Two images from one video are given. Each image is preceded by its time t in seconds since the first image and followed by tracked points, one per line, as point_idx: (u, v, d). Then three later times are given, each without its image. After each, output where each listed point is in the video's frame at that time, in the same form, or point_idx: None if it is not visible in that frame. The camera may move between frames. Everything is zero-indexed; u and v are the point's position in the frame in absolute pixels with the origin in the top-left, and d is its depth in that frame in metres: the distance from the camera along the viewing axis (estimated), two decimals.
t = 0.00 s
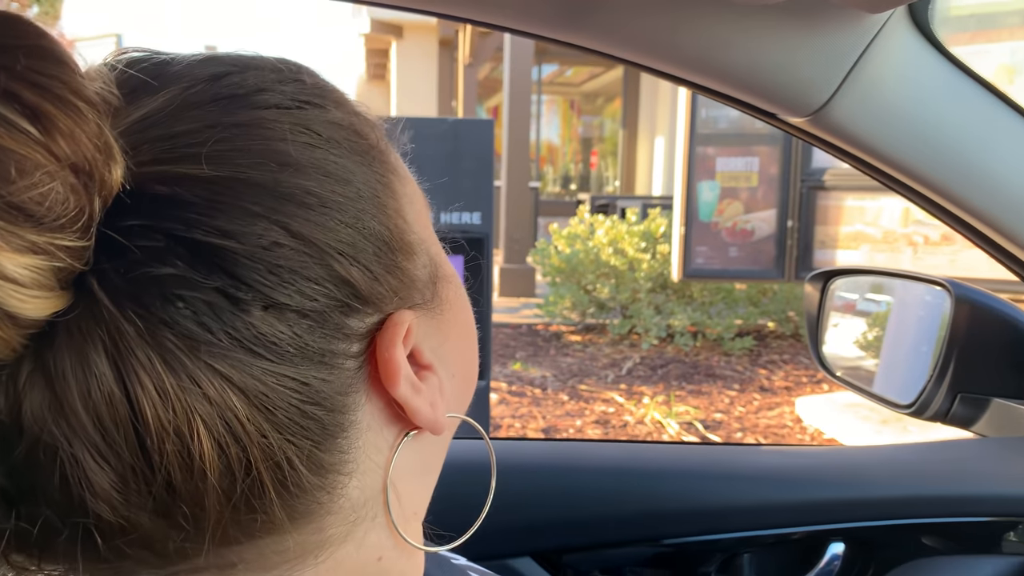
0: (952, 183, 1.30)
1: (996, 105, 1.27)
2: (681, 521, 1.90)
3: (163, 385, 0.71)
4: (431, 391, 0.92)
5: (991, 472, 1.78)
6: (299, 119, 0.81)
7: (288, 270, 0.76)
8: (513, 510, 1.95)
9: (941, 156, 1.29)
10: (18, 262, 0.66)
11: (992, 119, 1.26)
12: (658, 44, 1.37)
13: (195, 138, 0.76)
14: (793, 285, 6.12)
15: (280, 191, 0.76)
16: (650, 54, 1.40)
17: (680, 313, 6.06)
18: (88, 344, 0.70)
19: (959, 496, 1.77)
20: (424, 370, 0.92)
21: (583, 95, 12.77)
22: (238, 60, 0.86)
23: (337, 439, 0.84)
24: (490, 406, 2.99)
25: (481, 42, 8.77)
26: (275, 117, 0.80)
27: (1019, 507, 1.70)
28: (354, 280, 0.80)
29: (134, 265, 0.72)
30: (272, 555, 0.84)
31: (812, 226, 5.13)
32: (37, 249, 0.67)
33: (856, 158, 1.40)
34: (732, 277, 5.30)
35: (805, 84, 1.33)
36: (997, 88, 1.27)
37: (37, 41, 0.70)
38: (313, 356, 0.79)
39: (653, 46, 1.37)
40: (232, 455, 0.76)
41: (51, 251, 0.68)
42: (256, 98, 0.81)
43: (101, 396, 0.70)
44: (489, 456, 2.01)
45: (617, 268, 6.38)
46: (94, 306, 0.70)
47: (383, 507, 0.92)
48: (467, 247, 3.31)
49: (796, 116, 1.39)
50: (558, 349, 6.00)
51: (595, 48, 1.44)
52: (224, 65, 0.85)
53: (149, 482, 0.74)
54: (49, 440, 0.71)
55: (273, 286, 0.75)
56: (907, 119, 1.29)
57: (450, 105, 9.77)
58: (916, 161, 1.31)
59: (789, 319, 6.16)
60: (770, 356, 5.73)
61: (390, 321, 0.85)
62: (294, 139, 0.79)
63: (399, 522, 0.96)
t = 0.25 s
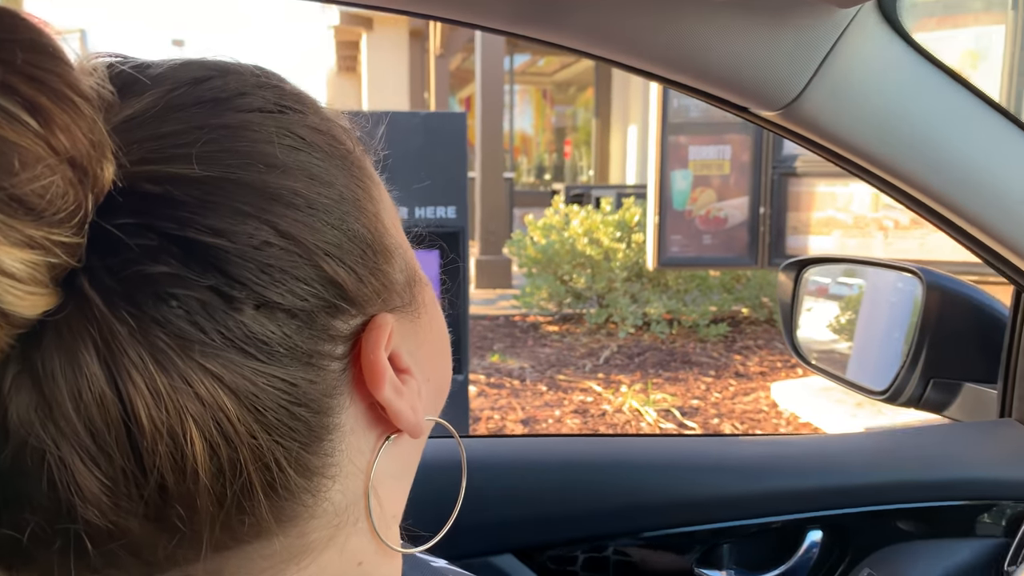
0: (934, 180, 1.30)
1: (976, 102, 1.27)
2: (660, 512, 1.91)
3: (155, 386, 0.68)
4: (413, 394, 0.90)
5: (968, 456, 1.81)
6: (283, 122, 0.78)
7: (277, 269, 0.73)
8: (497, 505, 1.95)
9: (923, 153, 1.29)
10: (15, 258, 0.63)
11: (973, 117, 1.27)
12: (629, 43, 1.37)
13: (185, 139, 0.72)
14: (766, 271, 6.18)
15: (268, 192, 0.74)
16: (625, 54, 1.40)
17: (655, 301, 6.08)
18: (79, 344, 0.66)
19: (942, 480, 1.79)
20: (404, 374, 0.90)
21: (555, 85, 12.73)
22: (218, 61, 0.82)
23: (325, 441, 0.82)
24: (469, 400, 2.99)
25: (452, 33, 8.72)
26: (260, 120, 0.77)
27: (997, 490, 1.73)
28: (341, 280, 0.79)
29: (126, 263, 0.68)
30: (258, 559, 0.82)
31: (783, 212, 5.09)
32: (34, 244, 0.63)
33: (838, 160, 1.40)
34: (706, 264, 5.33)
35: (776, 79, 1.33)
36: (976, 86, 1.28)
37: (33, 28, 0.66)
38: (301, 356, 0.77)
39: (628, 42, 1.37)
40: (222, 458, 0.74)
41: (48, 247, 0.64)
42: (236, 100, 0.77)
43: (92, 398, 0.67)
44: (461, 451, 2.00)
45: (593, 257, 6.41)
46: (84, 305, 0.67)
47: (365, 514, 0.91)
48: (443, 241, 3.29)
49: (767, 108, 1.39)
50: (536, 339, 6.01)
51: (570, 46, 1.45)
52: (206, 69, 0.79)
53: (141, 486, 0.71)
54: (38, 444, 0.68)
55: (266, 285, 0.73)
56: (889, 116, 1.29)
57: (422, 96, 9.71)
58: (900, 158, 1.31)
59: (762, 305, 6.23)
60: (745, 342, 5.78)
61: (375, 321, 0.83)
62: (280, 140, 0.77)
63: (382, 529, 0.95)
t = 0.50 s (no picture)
0: (920, 173, 1.32)
1: (963, 97, 1.28)
2: (648, 500, 1.92)
3: (151, 386, 0.67)
4: (405, 391, 0.89)
5: (953, 437, 1.84)
6: (270, 122, 0.77)
7: (270, 265, 0.72)
8: (487, 497, 1.95)
9: (909, 148, 1.31)
10: (9, 258, 0.62)
11: (958, 112, 1.28)
12: (619, 39, 1.39)
13: (174, 140, 0.71)
14: (745, 256, 6.23)
15: (257, 190, 0.72)
16: (617, 48, 1.42)
17: (636, 287, 6.10)
18: (73, 346, 0.65)
19: (927, 461, 1.82)
20: (397, 370, 0.89)
21: (533, 72, 12.67)
22: (206, 63, 0.80)
23: (322, 438, 0.81)
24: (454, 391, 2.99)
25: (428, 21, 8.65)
26: (248, 120, 0.76)
27: (983, 469, 1.76)
28: (332, 276, 0.78)
29: (119, 264, 0.67)
30: (258, 559, 0.80)
31: (761, 198, 5.08)
32: (27, 245, 0.63)
33: (824, 147, 1.40)
34: (685, 250, 5.37)
35: (762, 68, 1.34)
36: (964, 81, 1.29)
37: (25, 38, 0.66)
38: (295, 353, 0.75)
39: (620, 36, 1.39)
40: (220, 456, 0.72)
41: (42, 248, 0.64)
42: (222, 102, 0.76)
43: (88, 399, 0.65)
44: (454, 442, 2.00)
45: (573, 246, 6.40)
46: (77, 306, 0.65)
47: (361, 509, 0.90)
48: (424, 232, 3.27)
49: (751, 100, 1.40)
50: (518, 328, 6.01)
51: (563, 40, 1.47)
52: (193, 71, 0.78)
53: (138, 487, 0.69)
54: (33, 446, 0.66)
55: (258, 283, 0.71)
56: (876, 111, 1.30)
57: (399, 85, 9.64)
58: (887, 153, 1.32)
59: (741, 290, 6.28)
60: (724, 327, 5.83)
61: (367, 318, 0.82)
62: (267, 139, 0.75)
63: (377, 523, 0.94)
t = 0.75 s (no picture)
0: (913, 165, 1.33)
1: (955, 89, 1.29)
2: (639, 490, 1.93)
3: (132, 388, 0.65)
4: (390, 389, 0.88)
5: (941, 422, 1.85)
6: (250, 123, 0.75)
7: (250, 265, 0.70)
8: (478, 489, 1.94)
9: (904, 140, 1.31)
10: None
11: (951, 104, 1.29)
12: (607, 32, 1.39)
13: (152, 143, 0.69)
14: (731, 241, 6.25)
15: (237, 190, 0.70)
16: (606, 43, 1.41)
17: (623, 274, 6.10)
18: (52, 349, 0.63)
19: (915, 446, 1.84)
20: (381, 370, 0.88)
21: (516, 59, 12.59)
22: (183, 64, 0.78)
23: (307, 440, 0.78)
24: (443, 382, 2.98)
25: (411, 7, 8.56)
26: (230, 121, 0.74)
27: (970, 452, 1.77)
28: (313, 277, 0.75)
29: (96, 267, 0.65)
30: (242, 561, 0.78)
31: (747, 183, 5.01)
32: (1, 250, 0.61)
33: (817, 138, 1.40)
34: (671, 237, 5.36)
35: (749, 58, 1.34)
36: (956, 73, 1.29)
37: None
38: (276, 354, 0.73)
39: (610, 31, 1.38)
40: (201, 459, 0.69)
41: (15, 253, 0.61)
42: (200, 103, 0.74)
43: (68, 404, 0.63)
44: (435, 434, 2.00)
45: (560, 233, 6.43)
46: (57, 310, 0.64)
47: (348, 508, 0.88)
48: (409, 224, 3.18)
49: (738, 90, 1.39)
50: (506, 317, 5.98)
51: (549, 32, 1.46)
52: (172, 72, 0.76)
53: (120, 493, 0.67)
54: (13, 452, 0.64)
55: (238, 284, 0.69)
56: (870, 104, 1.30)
57: (382, 71, 9.51)
58: (881, 145, 1.33)
59: (727, 276, 6.27)
60: (711, 313, 5.79)
61: (351, 318, 0.80)
62: (249, 141, 0.74)
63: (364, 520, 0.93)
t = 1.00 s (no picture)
0: (934, 149, 1.36)
1: (982, 76, 1.31)
2: (654, 469, 1.96)
3: (217, 370, 0.63)
4: (433, 391, 0.86)
5: (950, 399, 1.88)
6: (324, 125, 0.75)
7: (329, 256, 0.69)
8: (497, 470, 1.97)
9: (928, 125, 1.34)
10: (107, 236, 0.58)
11: (978, 90, 1.31)
12: (633, 15, 1.38)
13: (240, 134, 0.69)
14: (726, 213, 6.24)
15: (316, 186, 0.70)
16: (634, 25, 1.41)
17: (618, 247, 6.12)
18: (141, 327, 0.61)
19: (921, 424, 1.87)
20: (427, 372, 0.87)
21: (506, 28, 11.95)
22: (251, 65, 0.77)
23: (363, 438, 0.77)
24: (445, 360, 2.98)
25: None
26: (302, 122, 0.73)
27: (984, 430, 1.79)
28: (380, 274, 0.75)
29: (194, 250, 0.63)
30: (296, 555, 0.76)
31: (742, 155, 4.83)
32: (120, 224, 0.59)
33: (839, 122, 1.42)
34: (667, 209, 5.33)
35: (779, 41, 1.33)
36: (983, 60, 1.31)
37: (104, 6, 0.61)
38: (345, 347, 0.72)
39: (635, 15, 1.38)
40: (273, 448, 0.68)
41: (131, 228, 0.60)
42: (273, 101, 0.74)
43: (156, 385, 0.62)
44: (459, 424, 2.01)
45: (555, 206, 6.46)
46: (147, 287, 0.61)
47: (387, 510, 0.86)
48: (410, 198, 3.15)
49: (763, 74, 1.40)
50: (501, 290, 5.79)
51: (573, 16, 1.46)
52: (246, 71, 0.76)
53: (197, 477, 0.66)
54: (96, 432, 0.62)
55: (317, 275, 0.68)
56: (899, 91, 1.32)
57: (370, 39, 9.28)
58: (905, 131, 1.35)
59: (721, 247, 6.24)
60: (706, 285, 5.68)
61: (405, 318, 0.78)
62: (321, 142, 0.73)
63: (402, 520, 0.90)
